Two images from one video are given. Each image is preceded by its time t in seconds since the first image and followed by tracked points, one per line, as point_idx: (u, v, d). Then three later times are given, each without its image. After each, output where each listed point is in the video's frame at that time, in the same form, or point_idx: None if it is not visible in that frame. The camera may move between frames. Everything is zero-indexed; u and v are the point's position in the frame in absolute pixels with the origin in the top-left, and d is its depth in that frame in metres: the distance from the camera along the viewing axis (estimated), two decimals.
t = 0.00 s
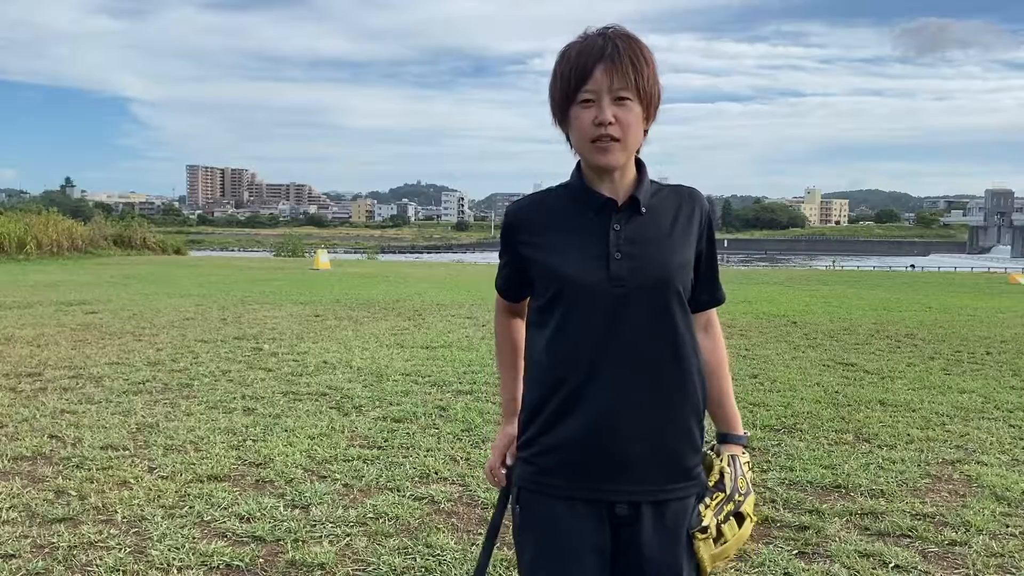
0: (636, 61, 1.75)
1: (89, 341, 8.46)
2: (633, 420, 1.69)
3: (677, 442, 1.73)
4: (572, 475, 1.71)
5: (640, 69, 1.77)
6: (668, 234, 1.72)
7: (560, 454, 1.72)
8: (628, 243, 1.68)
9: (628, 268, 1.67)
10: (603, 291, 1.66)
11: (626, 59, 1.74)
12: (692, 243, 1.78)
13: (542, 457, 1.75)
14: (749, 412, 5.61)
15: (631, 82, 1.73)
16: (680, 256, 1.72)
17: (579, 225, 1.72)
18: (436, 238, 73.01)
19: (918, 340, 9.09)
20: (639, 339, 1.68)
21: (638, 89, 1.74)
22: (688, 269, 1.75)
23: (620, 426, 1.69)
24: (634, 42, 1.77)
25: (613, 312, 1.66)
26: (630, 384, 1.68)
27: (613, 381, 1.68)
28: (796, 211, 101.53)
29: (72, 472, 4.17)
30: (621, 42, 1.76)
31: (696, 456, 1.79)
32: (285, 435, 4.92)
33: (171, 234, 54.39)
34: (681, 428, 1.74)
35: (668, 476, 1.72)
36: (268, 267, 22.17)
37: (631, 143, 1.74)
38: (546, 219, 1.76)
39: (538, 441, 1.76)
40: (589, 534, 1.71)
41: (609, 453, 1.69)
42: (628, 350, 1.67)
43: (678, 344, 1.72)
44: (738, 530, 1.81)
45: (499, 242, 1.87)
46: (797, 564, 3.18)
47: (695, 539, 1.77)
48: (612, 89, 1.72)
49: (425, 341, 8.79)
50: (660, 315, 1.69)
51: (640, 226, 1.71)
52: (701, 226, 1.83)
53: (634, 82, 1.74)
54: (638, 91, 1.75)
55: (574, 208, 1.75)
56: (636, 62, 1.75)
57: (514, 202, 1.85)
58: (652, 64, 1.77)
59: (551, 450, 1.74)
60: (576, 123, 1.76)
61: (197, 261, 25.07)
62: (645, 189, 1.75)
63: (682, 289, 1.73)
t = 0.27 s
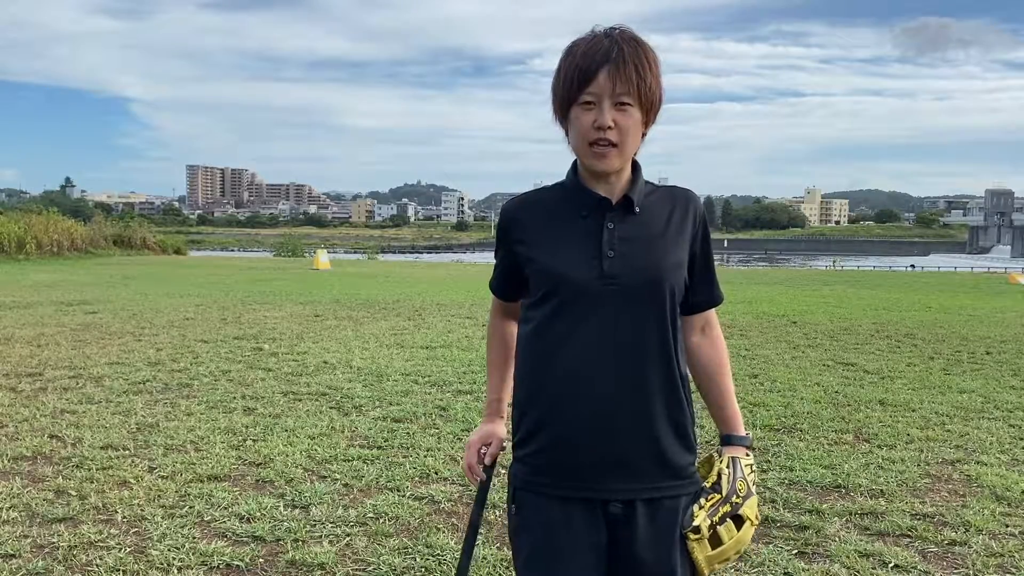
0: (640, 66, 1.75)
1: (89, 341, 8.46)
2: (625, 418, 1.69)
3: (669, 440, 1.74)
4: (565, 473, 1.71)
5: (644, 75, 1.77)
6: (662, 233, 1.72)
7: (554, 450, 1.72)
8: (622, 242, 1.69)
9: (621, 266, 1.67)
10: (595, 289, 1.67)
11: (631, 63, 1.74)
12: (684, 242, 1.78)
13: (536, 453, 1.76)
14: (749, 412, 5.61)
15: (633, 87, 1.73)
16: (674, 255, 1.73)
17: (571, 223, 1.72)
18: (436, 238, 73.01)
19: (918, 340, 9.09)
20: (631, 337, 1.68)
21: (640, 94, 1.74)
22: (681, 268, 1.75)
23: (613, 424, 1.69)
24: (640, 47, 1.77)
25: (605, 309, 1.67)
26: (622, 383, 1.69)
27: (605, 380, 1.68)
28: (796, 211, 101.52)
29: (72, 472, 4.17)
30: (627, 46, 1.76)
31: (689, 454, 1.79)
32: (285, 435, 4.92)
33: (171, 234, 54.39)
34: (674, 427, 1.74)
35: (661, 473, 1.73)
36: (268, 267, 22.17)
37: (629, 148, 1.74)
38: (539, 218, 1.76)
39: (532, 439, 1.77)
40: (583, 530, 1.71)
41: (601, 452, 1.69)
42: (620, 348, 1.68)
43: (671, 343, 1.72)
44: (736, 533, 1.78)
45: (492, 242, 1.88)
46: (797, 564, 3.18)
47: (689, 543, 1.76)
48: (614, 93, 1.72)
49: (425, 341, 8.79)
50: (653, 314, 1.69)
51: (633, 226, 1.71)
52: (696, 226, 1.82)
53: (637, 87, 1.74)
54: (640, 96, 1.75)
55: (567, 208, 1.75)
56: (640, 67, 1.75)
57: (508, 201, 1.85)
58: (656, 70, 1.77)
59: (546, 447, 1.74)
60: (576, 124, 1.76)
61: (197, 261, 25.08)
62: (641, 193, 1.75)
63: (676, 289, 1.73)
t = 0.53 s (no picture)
0: (640, 67, 1.75)
1: (88, 341, 8.46)
2: (623, 420, 1.69)
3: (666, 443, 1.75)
4: (564, 477, 1.71)
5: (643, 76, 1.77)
6: (659, 239, 1.73)
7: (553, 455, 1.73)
8: (619, 246, 1.69)
9: (619, 272, 1.68)
10: (592, 294, 1.67)
11: (630, 65, 1.74)
12: (681, 247, 1.78)
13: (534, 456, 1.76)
14: (749, 412, 5.61)
15: (634, 89, 1.73)
16: (671, 261, 1.73)
17: (568, 228, 1.73)
18: (436, 238, 73.00)
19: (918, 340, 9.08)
20: (629, 341, 1.68)
21: (640, 96, 1.74)
22: (677, 272, 1.75)
23: (612, 427, 1.69)
24: (639, 49, 1.77)
25: (602, 314, 1.67)
26: (620, 386, 1.69)
27: (603, 383, 1.69)
28: (795, 211, 101.51)
29: (72, 472, 4.17)
30: (626, 48, 1.76)
31: (686, 456, 1.80)
32: (285, 435, 4.92)
33: (171, 234, 54.38)
34: (672, 430, 1.75)
35: (659, 478, 1.73)
36: (268, 267, 22.16)
37: (630, 149, 1.74)
38: (536, 223, 1.76)
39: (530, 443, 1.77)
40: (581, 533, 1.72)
41: (599, 455, 1.70)
42: (617, 352, 1.68)
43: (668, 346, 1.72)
44: (731, 546, 1.81)
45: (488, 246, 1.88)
46: (797, 564, 3.18)
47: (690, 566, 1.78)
48: (615, 95, 1.72)
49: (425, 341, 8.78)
50: (650, 319, 1.69)
51: (630, 231, 1.72)
52: (693, 228, 1.82)
53: (637, 88, 1.74)
54: (641, 98, 1.75)
55: (565, 212, 1.75)
56: (640, 68, 1.75)
57: (506, 207, 1.84)
58: (655, 71, 1.77)
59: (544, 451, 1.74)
60: (577, 126, 1.76)
61: (197, 261, 25.08)
62: (642, 194, 1.76)
63: (673, 293, 1.74)
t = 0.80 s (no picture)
0: (622, 66, 1.74)
1: (89, 341, 8.46)
2: (621, 423, 1.70)
3: (664, 443, 1.75)
4: (566, 481, 1.73)
5: (627, 74, 1.76)
6: (654, 240, 1.72)
7: (553, 458, 1.74)
8: (614, 250, 1.69)
9: (615, 275, 1.67)
10: (588, 298, 1.67)
11: (613, 64, 1.73)
12: (676, 245, 1.77)
13: (535, 459, 1.77)
14: (749, 412, 5.61)
15: (617, 87, 1.72)
16: (666, 260, 1.72)
17: (563, 234, 1.73)
18: (436, 238, 73.00)
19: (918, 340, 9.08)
20: (626, 344, 1.68)
21: (623, 94, 1.72)
22: (674, 271, 1.74)
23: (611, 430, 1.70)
24: (622, 48, 1.77)
25: (599, 319, 1.67)
26: (618, 390, 1.70)
27: (602, 387, 1.70)
28: (795, 211, 101.51)
29: (72, 472, 4.17)
30: (608, 47, 1.75)
31: (685, 454, 1.80)
32: (285, 435, 4.92)
33: (170, 234, 54.37)
34: (669, 430, 1.76)
35: (658, 477, 1.74)
36: (269, 267, 22.16)
37: (616, 148, 1.73)
38: (530, 230, 1.76)
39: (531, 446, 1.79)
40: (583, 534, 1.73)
41: (598, 457, 1.71)
42: (614, 355, 1.68)
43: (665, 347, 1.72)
44: (727, 555, 1.72)
45: (483, 252, 1.88)
46: (797, 564, 3.18)
47: None
48: (598, 94, 1.71)
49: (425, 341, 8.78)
50: (647, 322, 1.69)
51: (624, 233, 1.72)
52: (690, 225, 1.81)
53: (620, 87, 1.73)
54: (624, 96, 1.74)
55: (559, 217, 1.75)
56: (622, 67, 1.74)
57: (500, 213, 1.84)
58: (638, 69, 1.76)
59: (544, 455, 1.76)
60: (562, 127, 1.75)
61: (197, 261, 25.07)
62: (631, 194, 1.75)
63: (670, 293, 1.73)
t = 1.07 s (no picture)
0: (624, 66, 1.74)
1: (89, 341, 8.46)
2: (621, 424, 1.71)
3: (664, 445, 1.75)
4: (565, 482, 1.73)
5: (629, 74, 1.76)
6: (655, 241, 1.72)
7: (553, 457, 1.75)
8: (614, 252, 1.69)
9: (615, 277, 1.67)
10: (588, 300, 1.67)
11: (614, 64, 1.73)
12: (676, 246, 1.77)
13: (535, 459, 1.78)
14: (749, 412, 5.61)
15: (618, 87, 1.72)
16: (667, 262, 1.72)
17: (563, 235, 1.73)
18: (436, 238, 72.99)
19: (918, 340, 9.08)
20: (625, 346, 1.68)
21: (625, 94, 1.72)
22: (674, 274, 1.74)
23: (610, 431, 1.70)
24: (623, 49, 1.76)
25: (599, 320, 1.67)
26: (617, 392, 1.70)
27: (602, 389, 1.70)
28: (795, 211, 101.50)
29: (72, 472, 4.17)
30: (609, 48, 1.75)
31: (685, 456, 1.80)
32: (285, 435, 4.92)
33: (170, 234, 54.36)
34: (670, 432, 1.76)
35: (657, 479, 1.74)
36: (269, 266, 22.15)
37: (618, 148, 1.73)
38: (531, 231, 1.76)
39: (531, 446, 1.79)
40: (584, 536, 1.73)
41: (598, 459, 1.71)
42: (614, 357, 1.68)
43: (665, 349, 1.72)
44: (708, 566, 1.70)
45: (485, 251, 1.88)
46: (797, 564, 3.18)
47: None
48: (600, 94, 1.70)
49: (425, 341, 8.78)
50: (648, 323, 1.69)
51: (624, 234, 1.71)
52: (691, 227, 1.80)
53: (622, 87, 1.72)
54: (626, 97, 1.74)
55: (560, 218, 1.75)
56: (624, 66, 1.74)
57: (501, 212, 1.85)
58: (640, 69, 1.76)
59: (544, 455, 1.76)
60: (563, 127, 1.75)
61: (197, 261, 25.06)
62: (632, 195, 1.74)
63: (670, 295, 1.73)
